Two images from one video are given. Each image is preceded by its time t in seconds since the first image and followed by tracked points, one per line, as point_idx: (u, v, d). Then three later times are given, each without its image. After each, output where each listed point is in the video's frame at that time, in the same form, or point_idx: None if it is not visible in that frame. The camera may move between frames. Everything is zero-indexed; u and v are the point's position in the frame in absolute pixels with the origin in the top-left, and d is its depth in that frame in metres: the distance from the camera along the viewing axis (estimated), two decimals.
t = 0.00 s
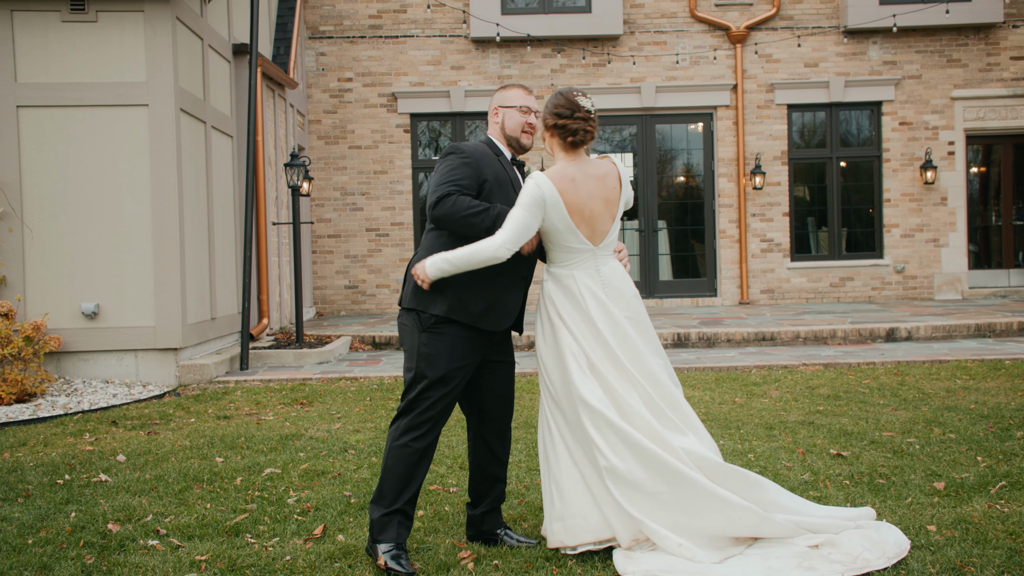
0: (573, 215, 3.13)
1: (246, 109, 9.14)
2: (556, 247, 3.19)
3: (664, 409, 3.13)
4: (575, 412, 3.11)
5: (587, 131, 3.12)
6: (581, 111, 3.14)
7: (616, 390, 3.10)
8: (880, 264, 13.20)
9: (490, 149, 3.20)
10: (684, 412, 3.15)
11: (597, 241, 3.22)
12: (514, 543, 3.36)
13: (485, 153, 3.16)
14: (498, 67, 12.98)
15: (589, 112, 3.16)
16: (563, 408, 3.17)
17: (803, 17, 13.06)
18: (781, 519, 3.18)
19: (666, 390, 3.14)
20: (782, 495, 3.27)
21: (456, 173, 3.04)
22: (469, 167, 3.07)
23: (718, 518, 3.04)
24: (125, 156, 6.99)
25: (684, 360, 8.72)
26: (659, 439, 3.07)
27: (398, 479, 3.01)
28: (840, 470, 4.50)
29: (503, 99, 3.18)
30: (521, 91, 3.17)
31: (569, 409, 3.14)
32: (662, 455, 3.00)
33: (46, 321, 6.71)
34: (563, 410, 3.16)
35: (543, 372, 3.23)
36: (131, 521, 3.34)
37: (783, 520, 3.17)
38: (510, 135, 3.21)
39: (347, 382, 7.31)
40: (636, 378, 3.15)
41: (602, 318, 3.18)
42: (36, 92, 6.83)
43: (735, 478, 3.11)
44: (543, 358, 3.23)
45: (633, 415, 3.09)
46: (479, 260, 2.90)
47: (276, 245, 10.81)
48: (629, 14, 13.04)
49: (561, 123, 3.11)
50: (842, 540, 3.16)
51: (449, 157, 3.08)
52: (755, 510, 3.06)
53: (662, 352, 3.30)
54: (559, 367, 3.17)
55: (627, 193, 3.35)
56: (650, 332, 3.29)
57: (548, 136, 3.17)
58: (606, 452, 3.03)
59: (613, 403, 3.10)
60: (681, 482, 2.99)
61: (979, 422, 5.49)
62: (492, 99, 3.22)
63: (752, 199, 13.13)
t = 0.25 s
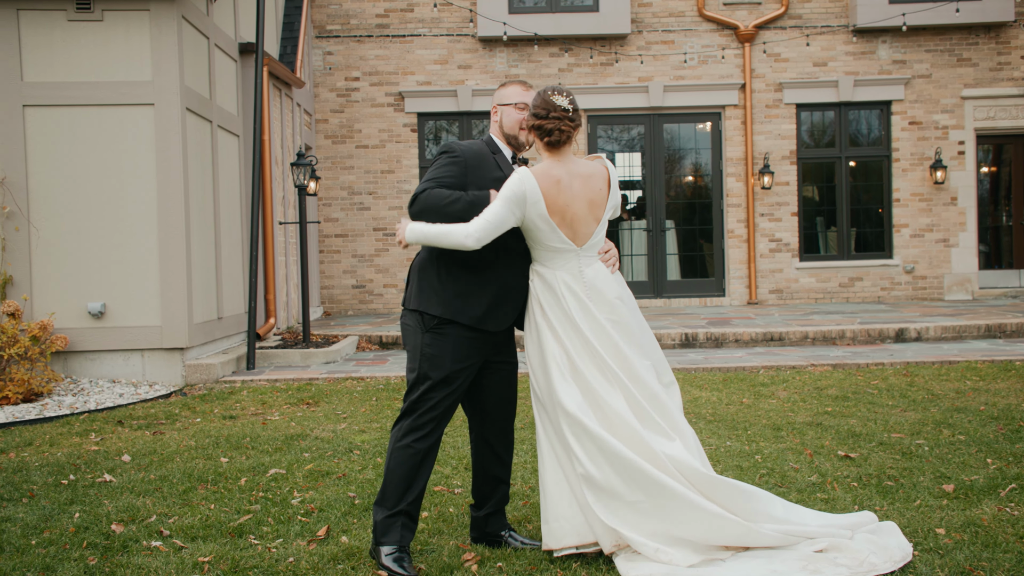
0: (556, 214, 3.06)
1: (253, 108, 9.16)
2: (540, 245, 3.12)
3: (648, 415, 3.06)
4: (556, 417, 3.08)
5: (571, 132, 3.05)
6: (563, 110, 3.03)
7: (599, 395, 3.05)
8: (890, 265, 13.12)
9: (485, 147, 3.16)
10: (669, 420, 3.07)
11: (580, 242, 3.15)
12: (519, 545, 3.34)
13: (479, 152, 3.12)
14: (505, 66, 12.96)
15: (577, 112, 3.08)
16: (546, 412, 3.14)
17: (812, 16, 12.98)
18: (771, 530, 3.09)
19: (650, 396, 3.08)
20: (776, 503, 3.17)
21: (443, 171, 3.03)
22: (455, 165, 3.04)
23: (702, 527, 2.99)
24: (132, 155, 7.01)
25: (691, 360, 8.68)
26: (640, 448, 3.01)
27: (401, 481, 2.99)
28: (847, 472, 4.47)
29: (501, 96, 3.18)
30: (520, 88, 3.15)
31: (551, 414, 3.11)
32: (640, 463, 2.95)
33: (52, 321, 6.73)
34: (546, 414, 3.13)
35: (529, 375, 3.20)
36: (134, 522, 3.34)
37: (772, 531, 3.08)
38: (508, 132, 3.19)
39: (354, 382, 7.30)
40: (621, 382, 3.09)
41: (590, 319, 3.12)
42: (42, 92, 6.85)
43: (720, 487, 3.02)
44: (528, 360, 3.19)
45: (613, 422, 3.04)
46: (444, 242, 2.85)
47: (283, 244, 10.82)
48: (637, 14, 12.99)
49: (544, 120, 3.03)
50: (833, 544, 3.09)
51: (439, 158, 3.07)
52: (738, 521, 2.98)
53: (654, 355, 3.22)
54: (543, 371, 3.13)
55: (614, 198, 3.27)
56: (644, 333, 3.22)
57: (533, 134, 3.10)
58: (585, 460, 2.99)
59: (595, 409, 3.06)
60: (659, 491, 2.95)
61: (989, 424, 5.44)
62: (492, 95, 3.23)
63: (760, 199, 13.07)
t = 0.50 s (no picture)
0: (536, 219, 2.98)
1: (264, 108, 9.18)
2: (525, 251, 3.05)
3: (637, 421, 2.98)
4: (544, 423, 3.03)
5: (554, 135, 2.94)
6: (548, 113, 2.94)
7: (585, 401, 2.98)
8: (904, 263, 12.99)
9: (482, 144, 3.18)
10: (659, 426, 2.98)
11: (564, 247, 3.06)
12: (529, 546, 3.32)
13: (474, 148, 3.13)
14: (516, 65, 12.94)
15: (563, 114, 2.96)
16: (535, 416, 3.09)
17: (825, 13, 12.87)
18: (763, 540, 3.01)
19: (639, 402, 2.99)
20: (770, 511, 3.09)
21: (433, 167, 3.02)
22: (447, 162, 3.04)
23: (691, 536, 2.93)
24: (143, 155, 7.04)
25: (704, 359, 8.62)
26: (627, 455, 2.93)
27: (410, 482, 2.97)
28: (860, 473, 4.41)
29: (499, 93, 3.11)
30: (517, 84, 3.05)
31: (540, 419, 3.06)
32: (625, 472, 2.88)
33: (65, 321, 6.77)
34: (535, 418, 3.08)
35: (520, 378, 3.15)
36: (143, 522, 3.35)
37: (764, 541, 3.00)
38: (506, 131, 3.13)
39: (365, 381, 7.31)
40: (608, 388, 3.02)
41: (578, 322, 3.06)
42: (54, 92, 6.89)
43: (709, 496, 2.94)
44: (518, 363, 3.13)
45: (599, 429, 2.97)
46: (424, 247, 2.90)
47: (295, 244, 10.85)
48: (649, 12, 12.92)
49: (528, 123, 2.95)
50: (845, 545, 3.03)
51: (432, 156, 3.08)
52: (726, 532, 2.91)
53: (645, 358, 3.14)
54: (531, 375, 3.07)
55: (603, 201, 3.15)
56: (635, 335, 3.14)
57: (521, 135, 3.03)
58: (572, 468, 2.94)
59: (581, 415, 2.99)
60: (644, 501, 2.88)
61: (1005, 424, 5.36)
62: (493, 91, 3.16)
63: (773, 197, 12.98)
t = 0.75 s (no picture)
0: (511, 224, 2.86)
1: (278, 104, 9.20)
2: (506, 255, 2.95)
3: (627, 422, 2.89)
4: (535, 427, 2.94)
5: (535, 137, 2.84)
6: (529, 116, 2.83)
7: (574, 402, 2.89)
8: (922, 256, 12.83)
9: (483, 142, 3.09)
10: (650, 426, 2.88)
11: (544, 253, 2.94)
12: (544, 543, 3.30)
13: (475, 146, 3.05)
14: (530, 60, 12.87)
15: (547, 116, 2.85)
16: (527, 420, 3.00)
17: (842, 4, 12.70)
18: (761, 542, 2.91)
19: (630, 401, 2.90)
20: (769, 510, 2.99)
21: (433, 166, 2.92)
22: (448, 159, 2.95)
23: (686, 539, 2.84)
24: (157, 152, 7.07)
25: (720, 354, 8.55)
26: (617, 457, 2.84)
27: (419, 483, 2.91)
28: (878, 468, 4.35)
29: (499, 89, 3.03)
30: (514, 79, 2.97)
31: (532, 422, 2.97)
32: (615, 475, 2.79)
33: (81, 318, 6.82)
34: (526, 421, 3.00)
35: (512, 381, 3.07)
36: (159, 518, 3.36)
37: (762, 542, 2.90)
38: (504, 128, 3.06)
39: (380, 377, 7.31)
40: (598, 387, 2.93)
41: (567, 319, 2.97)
42: (69, 90, 6.93)
43: (703, 498, 2.85)
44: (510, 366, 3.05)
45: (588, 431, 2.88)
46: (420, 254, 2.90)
47: (309, 240, 10.87)
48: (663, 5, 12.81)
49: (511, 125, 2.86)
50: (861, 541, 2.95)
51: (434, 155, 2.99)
52: (720, 534, 2.82)
53: (638, 354, 3.04)
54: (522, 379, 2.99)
55: (590, 207, 3.03)
56: (629, 331, 3.03)
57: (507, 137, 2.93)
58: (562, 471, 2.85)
59: (570, 417, 2.90)
60: (635, 504, 2.80)
61: None
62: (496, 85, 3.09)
63: (789, 190, 12.85)
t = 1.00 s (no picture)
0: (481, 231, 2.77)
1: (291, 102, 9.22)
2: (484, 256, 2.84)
3: (609, 433, 2.74)
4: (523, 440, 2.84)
5: (505, 149, 2.72)
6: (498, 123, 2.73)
7: (555, 412, 2.77)
8: (937, 255, 12.69)
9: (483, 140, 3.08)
10: (633, 437, 2.73)
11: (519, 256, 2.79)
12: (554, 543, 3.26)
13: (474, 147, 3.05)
14: (543, 57, 12.83)
15: (520, 125, 2.71)
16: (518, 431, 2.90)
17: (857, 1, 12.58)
18: (759, 547, 2.79)
19: (611, 411, 2.74)
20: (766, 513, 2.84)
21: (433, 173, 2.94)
22: (446, 164, 2.97)
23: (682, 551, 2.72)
24: (170, 149, 7.09)
25: (732, 353, 8.48)
26: (599, 470, 2.72)
27: (424, 491, 2.87)
28: (892, 469, 4.29)
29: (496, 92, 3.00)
30: (507, 81, 2.95)
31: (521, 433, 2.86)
32: (597, 489, 2.68)
33: (94, 315, 6.86)
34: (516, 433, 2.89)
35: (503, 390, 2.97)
36: (170, 517, 3.36)
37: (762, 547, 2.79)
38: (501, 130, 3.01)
39: (391, 375, 7.31)
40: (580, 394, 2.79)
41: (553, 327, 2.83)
42: (83, 88, 6.97)
43: (691, 508, 2.70)
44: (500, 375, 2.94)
45: (569, 441, 2.75)
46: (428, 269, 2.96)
47: (322, 238, 10.88)
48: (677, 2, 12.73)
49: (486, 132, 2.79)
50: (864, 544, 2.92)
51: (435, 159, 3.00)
52: (710, 544, 2.69)
53: (626, 353, 2.86)
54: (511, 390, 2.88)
55: (565, 220, 2.80)
56: (616, 329, 2.86)
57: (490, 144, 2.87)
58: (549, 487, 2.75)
59: (550, 427, 2.78)
60: (619, 518, 2.68)
61: None
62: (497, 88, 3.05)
63: (804, 188, 12.74)
